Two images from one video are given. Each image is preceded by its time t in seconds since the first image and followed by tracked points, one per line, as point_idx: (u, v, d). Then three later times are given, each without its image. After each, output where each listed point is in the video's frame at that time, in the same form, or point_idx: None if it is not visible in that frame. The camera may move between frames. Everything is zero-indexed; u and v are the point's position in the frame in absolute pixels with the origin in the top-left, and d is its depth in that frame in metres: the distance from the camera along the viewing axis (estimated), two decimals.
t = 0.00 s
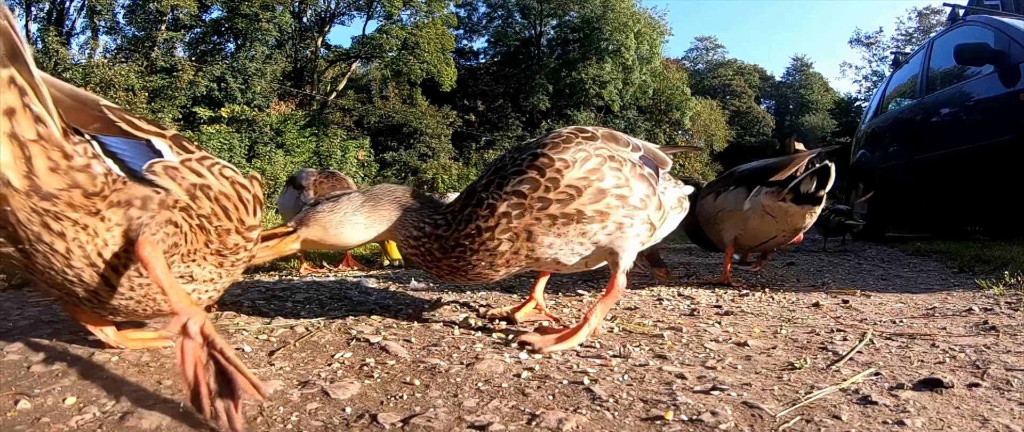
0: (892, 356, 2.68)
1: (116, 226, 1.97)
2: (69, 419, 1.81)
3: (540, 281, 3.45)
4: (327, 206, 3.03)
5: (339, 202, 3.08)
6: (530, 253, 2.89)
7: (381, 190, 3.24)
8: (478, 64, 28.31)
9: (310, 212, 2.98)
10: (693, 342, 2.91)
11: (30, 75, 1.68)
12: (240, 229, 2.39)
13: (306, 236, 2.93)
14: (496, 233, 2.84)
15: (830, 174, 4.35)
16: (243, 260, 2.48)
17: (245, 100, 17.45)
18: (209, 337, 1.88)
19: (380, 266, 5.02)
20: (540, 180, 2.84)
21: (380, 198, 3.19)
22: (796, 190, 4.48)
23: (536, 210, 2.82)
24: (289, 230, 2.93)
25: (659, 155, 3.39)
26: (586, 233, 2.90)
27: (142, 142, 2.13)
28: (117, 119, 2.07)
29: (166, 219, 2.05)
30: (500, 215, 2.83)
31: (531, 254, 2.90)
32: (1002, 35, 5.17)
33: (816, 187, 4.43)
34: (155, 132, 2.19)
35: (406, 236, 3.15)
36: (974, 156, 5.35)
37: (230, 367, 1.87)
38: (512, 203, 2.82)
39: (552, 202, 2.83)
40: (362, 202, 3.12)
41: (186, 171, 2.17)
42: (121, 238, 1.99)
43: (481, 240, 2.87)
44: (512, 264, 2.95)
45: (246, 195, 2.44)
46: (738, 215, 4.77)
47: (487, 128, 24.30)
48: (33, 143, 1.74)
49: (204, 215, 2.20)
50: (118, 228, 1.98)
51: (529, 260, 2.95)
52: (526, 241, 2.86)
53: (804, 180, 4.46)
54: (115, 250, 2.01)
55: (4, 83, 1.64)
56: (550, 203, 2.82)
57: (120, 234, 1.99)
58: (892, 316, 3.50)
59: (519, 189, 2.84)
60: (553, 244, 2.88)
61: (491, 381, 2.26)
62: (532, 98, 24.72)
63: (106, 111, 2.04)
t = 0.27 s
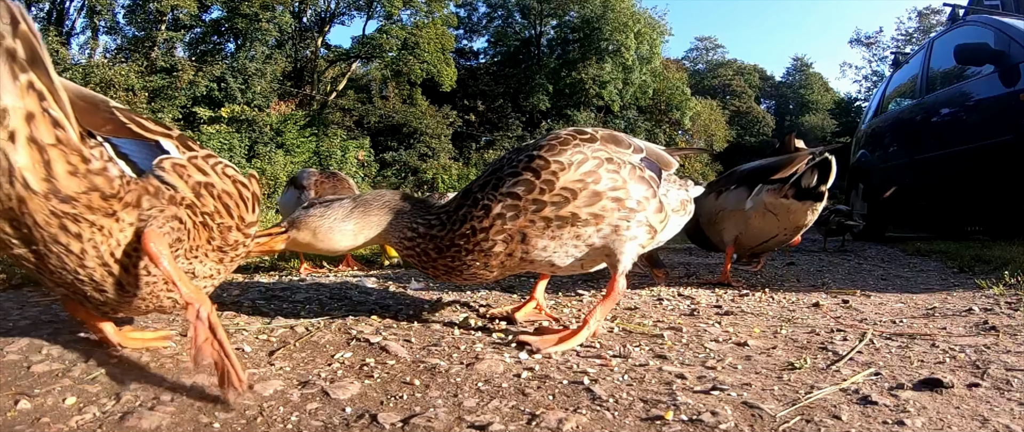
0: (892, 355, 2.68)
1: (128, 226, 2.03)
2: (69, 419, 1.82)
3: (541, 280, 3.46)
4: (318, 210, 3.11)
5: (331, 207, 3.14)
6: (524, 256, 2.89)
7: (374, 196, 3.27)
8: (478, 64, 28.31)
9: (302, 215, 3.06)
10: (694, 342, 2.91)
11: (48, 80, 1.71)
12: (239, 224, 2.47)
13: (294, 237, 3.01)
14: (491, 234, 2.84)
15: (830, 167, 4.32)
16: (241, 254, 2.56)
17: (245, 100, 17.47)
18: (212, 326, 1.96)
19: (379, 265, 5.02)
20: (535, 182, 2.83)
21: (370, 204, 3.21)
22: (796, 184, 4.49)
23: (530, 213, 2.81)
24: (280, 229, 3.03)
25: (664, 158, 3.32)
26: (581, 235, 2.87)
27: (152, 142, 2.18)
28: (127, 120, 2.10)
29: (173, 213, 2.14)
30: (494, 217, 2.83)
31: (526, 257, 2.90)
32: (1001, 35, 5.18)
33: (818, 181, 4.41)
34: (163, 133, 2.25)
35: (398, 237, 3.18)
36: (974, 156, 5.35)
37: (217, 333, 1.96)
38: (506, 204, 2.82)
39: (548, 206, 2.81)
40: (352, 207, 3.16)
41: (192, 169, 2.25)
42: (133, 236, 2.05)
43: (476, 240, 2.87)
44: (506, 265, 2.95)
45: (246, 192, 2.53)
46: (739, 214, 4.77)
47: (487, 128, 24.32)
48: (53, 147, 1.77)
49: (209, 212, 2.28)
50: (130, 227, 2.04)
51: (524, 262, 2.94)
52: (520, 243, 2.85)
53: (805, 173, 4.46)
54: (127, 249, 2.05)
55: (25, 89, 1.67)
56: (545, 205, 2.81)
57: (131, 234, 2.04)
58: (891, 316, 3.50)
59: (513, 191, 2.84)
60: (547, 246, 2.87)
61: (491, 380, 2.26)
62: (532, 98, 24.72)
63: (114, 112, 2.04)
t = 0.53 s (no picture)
0: (892, 355, 2.68)
1: (141, 226, 2.12)
2: (69, 419, 1.82)
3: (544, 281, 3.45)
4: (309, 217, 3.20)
5: (323, 214, 3.23)
6: (516, 257, 2.90)
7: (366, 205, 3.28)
8: (478, 64, 28.31)
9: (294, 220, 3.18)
10: (694, 342, 2.91)
11: (67, 83, 1.77)
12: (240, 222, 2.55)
13: (285, 242, 3.16)
14: (485, 234, 2.84)
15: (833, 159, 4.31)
16: (238, 249, 2.64)
17: (245, 100, 17.48)
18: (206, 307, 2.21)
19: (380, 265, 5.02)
20: (531, 185, 2.80)
21: (360, 213, 3.24)
22: (800, 178, 4.47)
23: (525, 216, 2.79)
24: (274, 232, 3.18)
25: (669, 161, 3.22)
26: (577, 238, 2.85)
27: (161, 143, 2.25)
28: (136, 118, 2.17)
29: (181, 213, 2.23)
30: (488, 218, 2.82)
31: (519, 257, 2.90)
32: (1002, 35, 5.18)
33: (821, 175, 4.39)
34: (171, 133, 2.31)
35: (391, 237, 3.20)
36: (974, 156, 5.35)
37: (209, 317, 2.21)
38: (501, 205, 2.81)
39: (542, 210, 2.79)
40: (342, 216, 3.21)
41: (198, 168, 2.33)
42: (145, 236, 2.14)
43: (469, 240, 2.89)
44: (500, 265, 2.97)
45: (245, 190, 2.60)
46: (741, 214, 4.77)
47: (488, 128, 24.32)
48: (74, 151, 1.84)
49: (211, 211, 2.36)
50: (144, 227, 2.12)
51: (517, 263, 2.94)
52: (514, 245, 2.85)
53: (809, 166, 4.43)
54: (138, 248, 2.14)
55: (48, 92, 1.73)
56: (539, 209, 2.78)
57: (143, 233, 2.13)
58: (892, 316, 3.50)
59: (507, 193, 2.82)
60: (542, 249, 2.86)
61: (491, 381, 2.26)
62: (532, 98, 24.71)
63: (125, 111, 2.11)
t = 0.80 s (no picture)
0: (892, 355, 2.68)
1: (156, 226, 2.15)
2: (69, 419, 1.81)
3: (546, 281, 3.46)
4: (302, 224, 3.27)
5: (317, 220, 3.30)
6: (510, 257, 2.90)
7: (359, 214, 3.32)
8: (478, 64, 28.32)
9: (288, 223, 3.26)
10: (693, 342, 2.91)
11: (91, 88, 1.81)
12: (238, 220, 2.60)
13: (280, 243, 3.26)
14: (480, 234, 2.85)
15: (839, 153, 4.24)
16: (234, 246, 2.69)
17: (245, 100, 17.50)
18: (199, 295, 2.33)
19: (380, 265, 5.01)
20: (526, 186, 2.80)
21: (352, 220, 3.30)
22: (804, 173, 4.43)
23: (520, 217, 2.79)
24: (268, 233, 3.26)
25: (674, 164, 3.15)
26: (573, 240, 2.84)
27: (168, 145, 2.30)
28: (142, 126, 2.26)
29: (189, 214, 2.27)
30: (483, 218, 2.83)
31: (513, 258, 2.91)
32: (1001, 35, 5.18)
33: (826, 170, 4.34)
34: (177, 135, 2.40)
35: (385, 239, 3.23)
36: (975, 156, 5.34)
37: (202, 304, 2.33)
38: (496, 206, 2.81)
39: (538, 212, 2.78)
40: (335, 224, 3.29)
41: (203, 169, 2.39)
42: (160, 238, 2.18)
43: (463, 240, 2.90)
44: (495, 266, 2.97)
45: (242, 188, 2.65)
46: (741, 214, 4.77)
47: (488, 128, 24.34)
48: (98, 155, 1.87)
49: (214, 211, 2.41)
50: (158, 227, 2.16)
51: (511, 263, 2.94)
52: (508, 246, 2.86)
53: (813, 160, 4.37)
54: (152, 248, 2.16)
55: (73, 98, 1.76)
56: (534, 210, 2.78)
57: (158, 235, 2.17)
58: (892, 316, 3.50)
59: (503, 194, 2.82)
60: (536, 250, 2.85)
61: (491, 381, 2.26)
62: (532, 98, 24.72)
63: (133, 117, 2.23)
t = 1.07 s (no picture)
0: (892, 355, 2.68)
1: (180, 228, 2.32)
2: (69, 419, 1.81)
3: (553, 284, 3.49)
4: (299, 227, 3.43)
5: (313, 221, 3.46)
6: (502, 258, 2.88)
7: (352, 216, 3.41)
8: (478, 64, 28.31)
9: (285, 223, 3.43)
10: (693, 342, 2.91)
11: (131, 105, 2.02)
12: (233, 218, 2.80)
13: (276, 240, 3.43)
14: (470, 235, 2.87)
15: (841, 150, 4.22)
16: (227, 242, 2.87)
17: (245, 100, 17.51)
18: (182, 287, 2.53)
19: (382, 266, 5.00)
20: (517, 188, 2.79)
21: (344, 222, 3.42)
22: (807, 169, 4.42)
23: (511, 218, 2.77)
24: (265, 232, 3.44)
25: (677, 166, 3.10)
26: (566, 243, 2.78)
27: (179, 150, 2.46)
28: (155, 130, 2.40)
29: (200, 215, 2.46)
30: (474, 218, 2.85)
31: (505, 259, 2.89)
32: (1001, 35, 5.18)
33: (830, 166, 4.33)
34: (185, 140, 2.57)
35: (380, 240, 3.29)
36: (974, 156, 5.35)
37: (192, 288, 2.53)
38: (486, 208, 2.82)
39: (527, 212, 2.75)
40: (331, 226, 3.43)
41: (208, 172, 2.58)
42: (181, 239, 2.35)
43: (455, 240, 2.92)
44: (488, 266, 2.95)
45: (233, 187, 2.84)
46: (744, 214, 4.77)
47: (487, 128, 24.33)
48: (140, 166, 2.05)
49: (216, 212, 2.59)
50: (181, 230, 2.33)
51: (504, 264, 2.92)
52: (499, 247, 2.84)
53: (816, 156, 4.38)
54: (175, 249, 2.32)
55: (120, 114, 1.97)
56: (525, 211, 2.75)
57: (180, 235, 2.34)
58: (891, 316, 3.50)
59: (494, 195, 2.83)
60: (528, 251, 2.82)
61: (491, 381, 2.26)
62: (532, 98, 24.73)
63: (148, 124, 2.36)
